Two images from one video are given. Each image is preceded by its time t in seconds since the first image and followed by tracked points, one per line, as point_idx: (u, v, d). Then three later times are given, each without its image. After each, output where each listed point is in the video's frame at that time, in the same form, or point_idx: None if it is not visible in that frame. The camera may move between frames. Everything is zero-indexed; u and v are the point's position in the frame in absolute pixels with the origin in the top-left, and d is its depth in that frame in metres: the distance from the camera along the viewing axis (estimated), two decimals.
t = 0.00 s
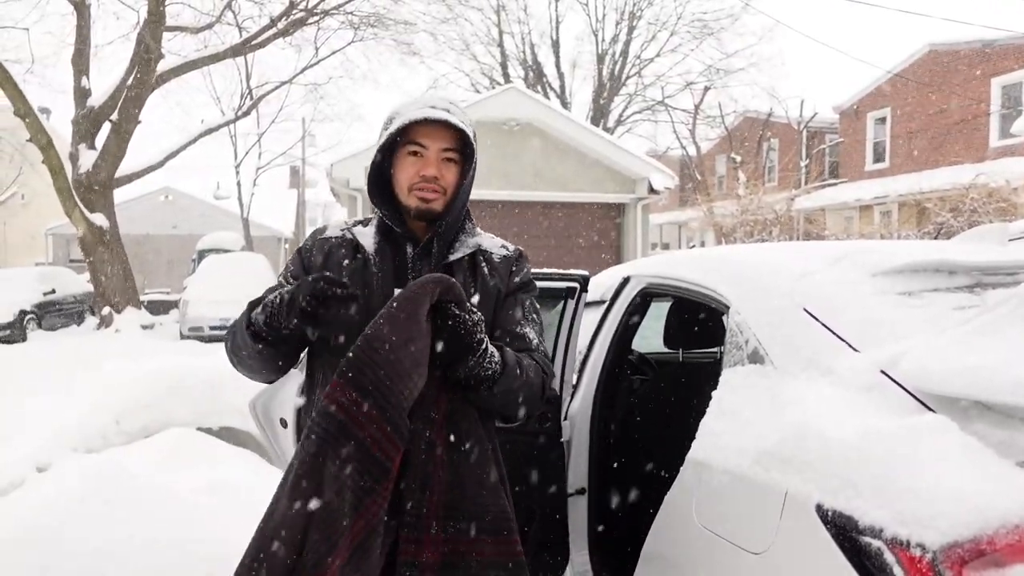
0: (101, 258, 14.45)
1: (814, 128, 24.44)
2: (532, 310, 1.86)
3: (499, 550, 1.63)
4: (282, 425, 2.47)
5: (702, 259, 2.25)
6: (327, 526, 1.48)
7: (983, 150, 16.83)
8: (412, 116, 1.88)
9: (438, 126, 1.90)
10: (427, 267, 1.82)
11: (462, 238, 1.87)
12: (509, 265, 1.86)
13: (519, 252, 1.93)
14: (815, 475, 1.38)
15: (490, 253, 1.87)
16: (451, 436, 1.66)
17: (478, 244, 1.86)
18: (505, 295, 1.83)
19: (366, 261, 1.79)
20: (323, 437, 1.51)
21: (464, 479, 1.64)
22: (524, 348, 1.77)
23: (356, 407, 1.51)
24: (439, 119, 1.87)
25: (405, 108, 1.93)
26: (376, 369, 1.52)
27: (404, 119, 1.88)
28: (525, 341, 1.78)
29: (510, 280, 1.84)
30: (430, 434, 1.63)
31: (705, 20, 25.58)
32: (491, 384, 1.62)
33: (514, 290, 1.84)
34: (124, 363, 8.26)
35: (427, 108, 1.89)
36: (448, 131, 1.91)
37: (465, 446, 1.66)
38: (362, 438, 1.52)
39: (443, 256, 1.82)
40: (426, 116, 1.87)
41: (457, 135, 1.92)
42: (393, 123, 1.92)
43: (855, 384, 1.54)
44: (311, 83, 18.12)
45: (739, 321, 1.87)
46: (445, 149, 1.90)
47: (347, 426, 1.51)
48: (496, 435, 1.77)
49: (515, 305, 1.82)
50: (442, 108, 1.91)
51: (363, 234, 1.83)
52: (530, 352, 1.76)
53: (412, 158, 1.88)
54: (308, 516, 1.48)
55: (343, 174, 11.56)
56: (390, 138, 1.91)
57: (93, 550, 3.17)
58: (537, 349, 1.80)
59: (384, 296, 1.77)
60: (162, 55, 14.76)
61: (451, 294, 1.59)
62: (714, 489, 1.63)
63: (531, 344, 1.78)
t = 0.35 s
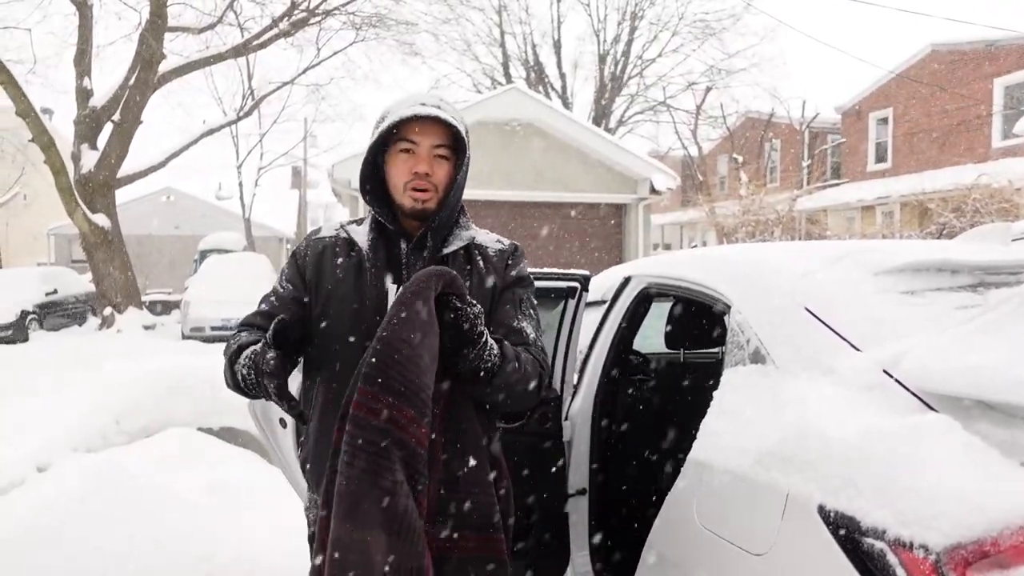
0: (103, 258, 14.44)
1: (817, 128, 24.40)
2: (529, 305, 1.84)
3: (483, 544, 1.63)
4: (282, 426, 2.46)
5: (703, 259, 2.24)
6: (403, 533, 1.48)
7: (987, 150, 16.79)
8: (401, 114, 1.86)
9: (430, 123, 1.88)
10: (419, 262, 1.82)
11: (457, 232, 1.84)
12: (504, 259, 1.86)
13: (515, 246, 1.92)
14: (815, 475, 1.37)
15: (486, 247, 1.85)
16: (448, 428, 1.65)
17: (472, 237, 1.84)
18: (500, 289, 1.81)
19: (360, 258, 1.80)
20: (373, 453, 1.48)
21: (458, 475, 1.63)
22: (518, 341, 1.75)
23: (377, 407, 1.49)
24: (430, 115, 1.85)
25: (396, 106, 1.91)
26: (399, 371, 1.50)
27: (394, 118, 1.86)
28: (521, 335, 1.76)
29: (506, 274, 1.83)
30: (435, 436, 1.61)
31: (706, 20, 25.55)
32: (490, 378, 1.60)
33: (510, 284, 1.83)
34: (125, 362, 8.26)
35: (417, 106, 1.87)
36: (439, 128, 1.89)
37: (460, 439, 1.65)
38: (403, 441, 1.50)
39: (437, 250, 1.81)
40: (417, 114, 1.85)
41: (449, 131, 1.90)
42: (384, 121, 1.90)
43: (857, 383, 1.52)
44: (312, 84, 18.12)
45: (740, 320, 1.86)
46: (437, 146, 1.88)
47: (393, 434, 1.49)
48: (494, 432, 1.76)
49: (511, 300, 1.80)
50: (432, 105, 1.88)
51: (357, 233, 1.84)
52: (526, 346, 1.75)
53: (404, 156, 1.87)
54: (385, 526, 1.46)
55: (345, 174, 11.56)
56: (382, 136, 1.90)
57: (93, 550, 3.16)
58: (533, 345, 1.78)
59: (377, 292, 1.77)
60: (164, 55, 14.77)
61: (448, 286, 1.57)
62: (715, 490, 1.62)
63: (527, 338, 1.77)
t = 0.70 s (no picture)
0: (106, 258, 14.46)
1: (820, 128, 24.35)
2: (534, 310, 1.85)
3: (528, 550, 1.61)
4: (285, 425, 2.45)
5: (709, 258, 2.23)
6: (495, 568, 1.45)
7: (990, 150, 16.75)
8: (406, 115, 1.86)
9: (434, 125, 1.87)
10: (425, 266, 1.85)
11: (459, 234, 1.86)
12: (509, 261, 1.86)
13: (518, 249, 1.93)
14: (820, 476, 1.36)
15: (490, 249, 1.86)
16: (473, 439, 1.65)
17: (477, 239, 1.86)
18: (506, 293, 1.81)
19: (362, 259, 1.79)
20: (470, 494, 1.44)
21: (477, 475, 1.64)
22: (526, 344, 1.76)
23: (462, 444, 1.46)
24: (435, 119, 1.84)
25: (401, 105, 1.91)
26: (482, 407, 1.48)
27: (399, 119, 1.85)
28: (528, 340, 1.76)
29: (511, 278, 1.84)
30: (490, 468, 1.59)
31: (709, 20, 25.51)
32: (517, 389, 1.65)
33: (516, 288, 1.83)
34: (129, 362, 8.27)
35: (422, 107, 1.86)
36: (443, 129, 1.88)
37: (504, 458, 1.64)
38: (493, 478, 1.47)
39: (442, 253, 1.84)
40: (422, 116, 1.84)
41: (454, 132, 1.89)
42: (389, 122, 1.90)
43: (862, 383, 1.52)
44: (315, 84, 18.09)
45: (744, 321, 1.85)
46: (442, 147, 1.88)
47: (477, 471, 1.45)
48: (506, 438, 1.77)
49: (518, 304, 1.80)
50: (436, 106, 1.88)
51: (359, 233, 1.84)
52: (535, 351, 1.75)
53: (407, 157, 1.87)
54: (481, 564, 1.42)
55: (347, 175, 11.56)
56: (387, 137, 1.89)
57: (97, 551, 3.16)
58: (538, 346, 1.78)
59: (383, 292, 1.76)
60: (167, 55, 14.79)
61: (496, 311, 1.59)
62: (719, 489, 1.62)
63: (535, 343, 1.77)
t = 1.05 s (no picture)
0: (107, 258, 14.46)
1: (820, 128, 24.36)
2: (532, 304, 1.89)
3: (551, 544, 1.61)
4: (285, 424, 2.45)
5: (707, 257, 2.24)
6: None
7: (991, 149, 16.74)
8: (429, 132, 1.78)
9: (457, 145, 1.82)
10: (430, 266, 1.84)
11: (463, 236, 1.88)
12: (508, 260, 1.91)
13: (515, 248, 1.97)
14: (820, 474, 1.36)
15: (490, 249, 1.90)
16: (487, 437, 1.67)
17: (481, 240, 1.87)
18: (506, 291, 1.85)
19: (367, 259, 1.79)
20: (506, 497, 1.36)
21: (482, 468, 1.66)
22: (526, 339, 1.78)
23: (505, 448, 1.38)
24: (461, 143, 1.79)
25: (418, 112, 1.84)
26: (517, 410, 1.42)
27: (424, 137, 1.76)
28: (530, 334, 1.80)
29: (511, 275, 1.89)
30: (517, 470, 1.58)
31: (710, 20, 25.49)
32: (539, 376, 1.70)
33: (516, 285, 1.88)
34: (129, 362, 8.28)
35: (448, 125, 1.80)
36: (464, 149, 1.84)
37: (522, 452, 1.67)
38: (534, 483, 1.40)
39: (446, 253, 1.84)
40: (448, 138, 1.77)
41: (472, 151, 1.86)
42: (407, 128, 1.83)
43: (862, 382, 1.52)
44: (315, 84, 18.09)
45: (746, 319, 1.85)
46: (458, 166, 1.84)
47: (523, 477, 1.38)
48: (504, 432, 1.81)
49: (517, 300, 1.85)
50: (461, 124, 1.82)
51: (360, 232, 1.81)
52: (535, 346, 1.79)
53: (423, 171, 1.81)
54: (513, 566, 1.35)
55: (348, 175, 11.56)
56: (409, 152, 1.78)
57: (96, 552, 3.14)
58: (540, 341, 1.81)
59: (388, 295, 1.77)
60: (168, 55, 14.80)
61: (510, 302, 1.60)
62: (719, 487, 1.62)
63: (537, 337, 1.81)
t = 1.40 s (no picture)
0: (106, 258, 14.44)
1: (821, 128, 24.36)
2: (529, 301, 1.90)
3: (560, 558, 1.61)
4: (281, 422, 2.44)
5: (705, 255, 2.23)
6: None
7: (991, 149, 16.74)
8: (436, 140, 1.76)
9: (463, 155, 1.80)
10: (427, 267, 1.84)
11: (463, 238, 1.88)
12: (505, 261, 1.91)
13: (512, 249, 1.97)
14: (817, 473, 1.35)
15: (488, 250, 1.90)
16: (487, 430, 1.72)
17: (480, 243, 1.89)
18: (504, 289, 1.86)
19: (368, 256, 1.78)
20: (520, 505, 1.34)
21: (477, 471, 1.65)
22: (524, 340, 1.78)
23: (521, 455, 1.36)
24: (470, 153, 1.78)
25: (424, 116, 1.82)
26: (525, 421, 1.39)
27: (433, 144, 1.75)
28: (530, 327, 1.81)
29: (508, 274, 1.88)
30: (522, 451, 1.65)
31: (710, 19, 25.50)
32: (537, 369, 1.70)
33: (513, 283, 1.88)
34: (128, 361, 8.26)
35: (455, 134, 1.78)
36: (470, 158, 1.82)
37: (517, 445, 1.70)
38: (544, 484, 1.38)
39: (445, 253, 1.84)
40: (455, 146, 1.76)
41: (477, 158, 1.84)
42: (413, 132, 1.81)
43: (859, 380, 1.51)
44: (315, 84, 18.08)
45: (742, 317, 1.84)
46: (462, 173, 1.82)
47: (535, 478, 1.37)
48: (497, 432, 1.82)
49: (516, 298, 1.86)
50: (469, 133, 1.81)
51: (360, 229, 1.81)
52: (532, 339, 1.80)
53: (426, 176, 1.79)
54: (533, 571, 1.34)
55: (347, 174, 11.55)
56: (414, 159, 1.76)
57: (91, 552, 3.12)
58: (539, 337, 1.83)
59: (388, 292, 1.76)
60: (168, 55, 14.80)
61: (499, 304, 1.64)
62: (715, 486, 1.61)
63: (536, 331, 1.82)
